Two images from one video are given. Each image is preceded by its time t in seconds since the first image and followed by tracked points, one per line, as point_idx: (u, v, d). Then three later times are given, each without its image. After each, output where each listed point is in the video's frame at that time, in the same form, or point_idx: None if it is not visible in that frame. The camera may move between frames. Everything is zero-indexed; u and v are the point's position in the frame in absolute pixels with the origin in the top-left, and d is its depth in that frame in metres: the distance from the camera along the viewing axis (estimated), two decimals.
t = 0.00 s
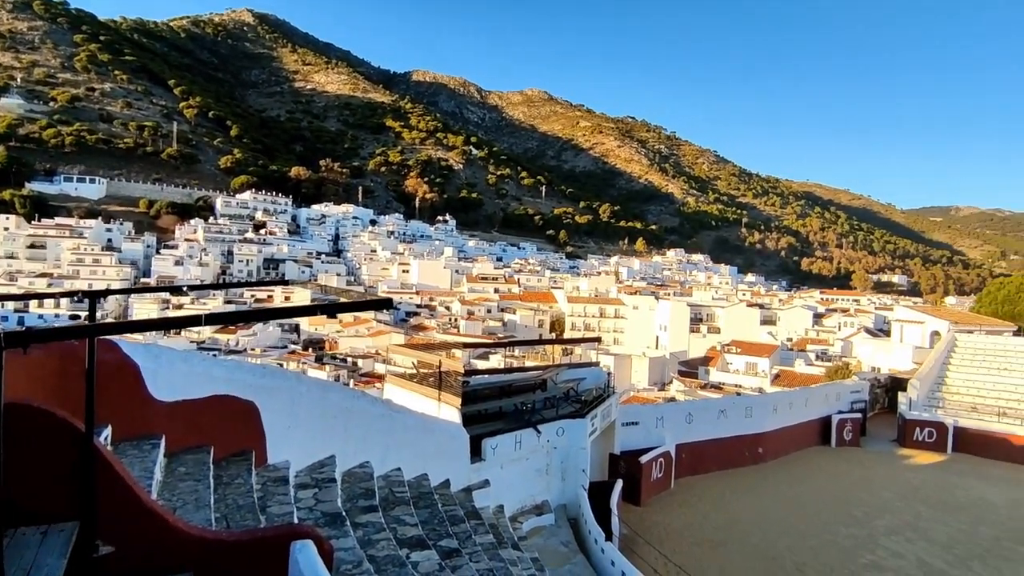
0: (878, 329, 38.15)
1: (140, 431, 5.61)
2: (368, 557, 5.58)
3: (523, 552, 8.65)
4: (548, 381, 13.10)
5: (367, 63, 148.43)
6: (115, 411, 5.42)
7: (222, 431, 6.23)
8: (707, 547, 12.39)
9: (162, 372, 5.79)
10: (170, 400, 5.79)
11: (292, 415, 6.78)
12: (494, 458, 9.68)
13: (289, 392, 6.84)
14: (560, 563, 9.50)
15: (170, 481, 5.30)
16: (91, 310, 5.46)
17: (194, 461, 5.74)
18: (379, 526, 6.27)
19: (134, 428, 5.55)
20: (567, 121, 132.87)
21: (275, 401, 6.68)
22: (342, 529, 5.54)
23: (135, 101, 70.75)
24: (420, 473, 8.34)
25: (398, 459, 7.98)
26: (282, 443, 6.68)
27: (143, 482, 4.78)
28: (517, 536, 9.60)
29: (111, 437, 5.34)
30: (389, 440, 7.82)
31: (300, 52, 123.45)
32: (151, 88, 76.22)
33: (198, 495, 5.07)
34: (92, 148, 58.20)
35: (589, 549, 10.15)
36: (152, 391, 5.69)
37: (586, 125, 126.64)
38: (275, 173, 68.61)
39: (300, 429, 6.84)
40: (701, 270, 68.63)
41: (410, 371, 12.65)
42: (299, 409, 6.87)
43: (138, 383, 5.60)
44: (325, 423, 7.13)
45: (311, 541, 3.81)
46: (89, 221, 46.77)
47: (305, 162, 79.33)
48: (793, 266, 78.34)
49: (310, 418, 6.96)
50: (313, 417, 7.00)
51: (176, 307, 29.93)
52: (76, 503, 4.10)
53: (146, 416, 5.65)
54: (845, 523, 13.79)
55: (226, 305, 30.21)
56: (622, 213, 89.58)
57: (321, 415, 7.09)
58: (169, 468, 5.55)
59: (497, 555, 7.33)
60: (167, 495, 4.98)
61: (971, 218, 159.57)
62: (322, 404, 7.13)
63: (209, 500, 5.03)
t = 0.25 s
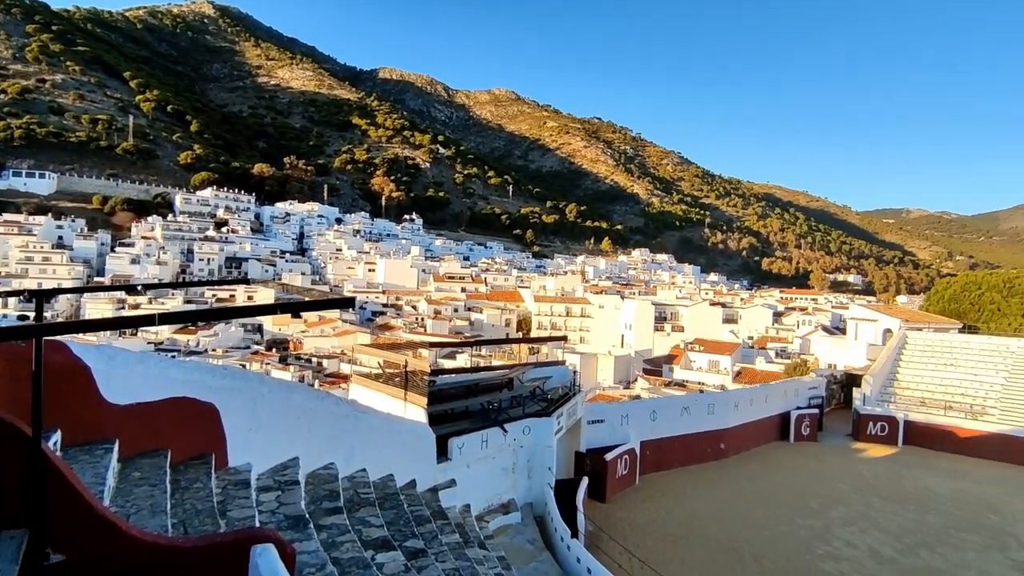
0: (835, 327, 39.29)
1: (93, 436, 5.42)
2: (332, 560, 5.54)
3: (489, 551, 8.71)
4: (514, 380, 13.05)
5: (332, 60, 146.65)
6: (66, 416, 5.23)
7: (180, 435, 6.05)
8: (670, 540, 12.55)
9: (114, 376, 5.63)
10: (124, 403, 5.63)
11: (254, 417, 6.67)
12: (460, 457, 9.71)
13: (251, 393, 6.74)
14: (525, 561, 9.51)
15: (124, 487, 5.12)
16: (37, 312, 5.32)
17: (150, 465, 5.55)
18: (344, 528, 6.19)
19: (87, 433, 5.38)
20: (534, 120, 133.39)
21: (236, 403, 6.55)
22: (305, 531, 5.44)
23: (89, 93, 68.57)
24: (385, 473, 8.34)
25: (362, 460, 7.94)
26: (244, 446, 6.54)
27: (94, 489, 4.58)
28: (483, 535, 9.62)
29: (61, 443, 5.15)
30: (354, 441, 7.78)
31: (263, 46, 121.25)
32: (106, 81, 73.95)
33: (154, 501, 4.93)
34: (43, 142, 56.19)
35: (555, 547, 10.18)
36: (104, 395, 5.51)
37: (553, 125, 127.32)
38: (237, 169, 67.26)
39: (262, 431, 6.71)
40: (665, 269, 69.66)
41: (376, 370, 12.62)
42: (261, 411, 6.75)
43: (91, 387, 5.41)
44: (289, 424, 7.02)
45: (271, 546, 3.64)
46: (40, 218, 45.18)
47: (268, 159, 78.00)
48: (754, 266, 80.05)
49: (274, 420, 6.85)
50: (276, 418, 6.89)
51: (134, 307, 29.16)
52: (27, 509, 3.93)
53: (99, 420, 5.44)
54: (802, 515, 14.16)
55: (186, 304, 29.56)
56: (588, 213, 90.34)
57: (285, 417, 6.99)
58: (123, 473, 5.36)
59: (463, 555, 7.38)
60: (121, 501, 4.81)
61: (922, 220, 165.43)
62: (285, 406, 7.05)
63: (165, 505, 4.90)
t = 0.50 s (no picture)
0: (799, 326, 40.28)
1: (47, 442, 4.87)
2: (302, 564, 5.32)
3: (462, 551, 8.82)
4: (487, 380, 13.08)
5: (302, 57, 145.06)
6: (17, 419, 4.66)
7: (143, 437, 5.56)
8: (641, 537, 12.76)
9: (72, 377, 5.04)
10: (81, 407, 5.07)
11: (221, 418, 6.29)
12: (432, 458, 9.82)
13: (218, 394, 6.33)
14: (499, 559, 9.66)
15: (83, 493, 4.62)
16: None
17: (111, 471, 5.05)
18: (315, 531, 5.96)
19: (41, 439, 4.82)
20: (506, 120, 133.75)
21: (202, 404, 6.13)
22: (275, 535, 5.22)
23: (47, 87, 66.66)
24: (357, 474, 8.21)
25: (332, 462, 7.73)
26: (210, 449, 6.15)
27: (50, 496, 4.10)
28: (456, 535, 9.67)
29: (13, 448, 4.57)
30: (325, 442, 7.57)
31: (231, 41, 119.27)
32: (65, 74, 71.98)
33: (115, 507, 4.48)
34: None
35: (528, 546, 10.31)
36: (61, 396, 4.95)
37: (525, 126, 127.81)
38: (204, 167, 66.11)
39: (228, 433, 6.34)
40: (636, 269, 70.49)
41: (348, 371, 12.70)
42: (228, 412, 6.38)
43: (46, 389, 4.84)
44: (258, 426, 6.71)
45: (242, 555, 3.42)
46: None
47: (236, 156, 76.80)
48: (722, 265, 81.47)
49: (241, 421, 6.51)
50: (244, 419, 6.55)
51: (95, 307, 28.42)
52: None
53: (54, 424, 4.91)
54: (768, 508, 14.57)
55: (149, 304, 28.95)
56: (560, 213, 90.90)
57: (253, 418, 6.66)
58: (81, 480, 4.84)
59: (436, 556, 7.49)
60: (80, 507, 4.35)
61: (883, 222, 170.20)
62: (253, 406, 6.71)
63: (128, 511, 4.46)
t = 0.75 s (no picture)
0: (762, 323, 41.25)
1: None
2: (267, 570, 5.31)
3: (431, 552, 8.91)
4: (455, 381, 13.16)
5: (266, 52, 142.70)
6: None
7: (98, 443, 5.38)
8: (610, 534, 12.93)
9: (26, 383, 4.84)
10: (34, 412, 4.85)
11: (182, 423, 6.18)
12: (401, 459, 9.88)
13: (179, 398, 6.22)
14: (469, 559, 9.79)
15: (35, 502, 4.42)
16: None
17: (65, 477, 4.84)
18: (280, 536, 5.94)
19: None
20: (475, 120, 133.74)
21: (162, 408, 6.01)
22: (238, 541, 5.21)
23: None
24: (324, 477, 8.23)
25: (299, 464, 7.71)
26: (170, 454, 6.04)
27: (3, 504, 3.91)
28: (425, 536, 9.75)
29: None
30: (290, 445, 7.54)
31: (192, 35, 116.71)
32: (16, 67, 69.57)
33: (71, 516, 4.32)
34: None
35: (497, 545, 10.43)
36: (12, 402, 4.74)
37: (494, 125, 127.95)
38: (164, 164, 64.59)
39: (189, 438, 6.24)
40: (604, 269, 71.18)
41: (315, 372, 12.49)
42: (190, 416, 6.28)
43: None
44: (222, 429, 6.64)
45: (204, 558, 3.40)
46: None
47: (198, 153, 75.24)
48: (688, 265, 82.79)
49: (204, 426, 6.43)
50: (206, 424, 6.47)
51: (50, 308, 27.65)
52: None
53: (8, 429, 4.67)
54: (732, 504, 14.91)
55: (107, 305, 28.24)
56: (528, 213, 91.26)
57: (216, 422, 6.59)
58: (34, 488, 4.61)
59: (404, 557, 7.61)
60: (33, 517, 4.18)
61: (842, 223, 175.03)
62: (216, 410, 6.63)
63: (84, 520, 4.32)
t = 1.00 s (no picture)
0: (731, 322, 41.99)
1: None
2: None
3: (404, 553, 8.93)
4: (428, 381, 13.17)
5: (235, 48, 140.38)
6: None
7: (60, 448, 5.30)
8: (586, 531, 12.96)
9: None
10: None
11: (148, 426, 6.09)
12: (374, 461, 9.87)
13: (144, 401, 6.10)
14: (442, 560, 9.80)
15: None
16: None
17: (23, 485, 4.78)
18: (249, 540, 5.95)
19: None
20: (448, 119, 133.40)
21: (126, 412, 5.91)
22: (206, 547, 5.23)
23: None
24: (295, 480, 8.22)
25: (269, 468, 7.70)
26: (136, 458, 5.97)
27: None
28: (399, 537, 9.75)
29: None
30: (260, 448, 7.52)
31: (158, 29, 114.25)
32: None
33: (30, 523, 4.30)
34: None
35: (471, 545, 10.46)
36: None
37: (467, 125, 127.78)
38: (128, 161, 63.14)
39: (156, 442, 6.16)
40: (577, 269, 71.59)
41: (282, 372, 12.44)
42: (155, 419, 6.20)
43: None
44: (189, 432, 6.57)
45: (170, 565, 3.38)
46: None
47: (164, 150, 73.72)
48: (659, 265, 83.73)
49: (170, 430, 6.35)
50: (172, 428, 6.39)
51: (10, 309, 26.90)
52: None
53: None
54: (703, 499, 15.08)
55: (69, 306, 27.56)
56: (502, 213, 91.35)
57: (182, 426, 6.50)
58: None
59: (377, 559, 7.66)
60: None
61: (808, 223, 178.78)
62: (184, 414, 6.55)
63: (44, 528, 4.30)
